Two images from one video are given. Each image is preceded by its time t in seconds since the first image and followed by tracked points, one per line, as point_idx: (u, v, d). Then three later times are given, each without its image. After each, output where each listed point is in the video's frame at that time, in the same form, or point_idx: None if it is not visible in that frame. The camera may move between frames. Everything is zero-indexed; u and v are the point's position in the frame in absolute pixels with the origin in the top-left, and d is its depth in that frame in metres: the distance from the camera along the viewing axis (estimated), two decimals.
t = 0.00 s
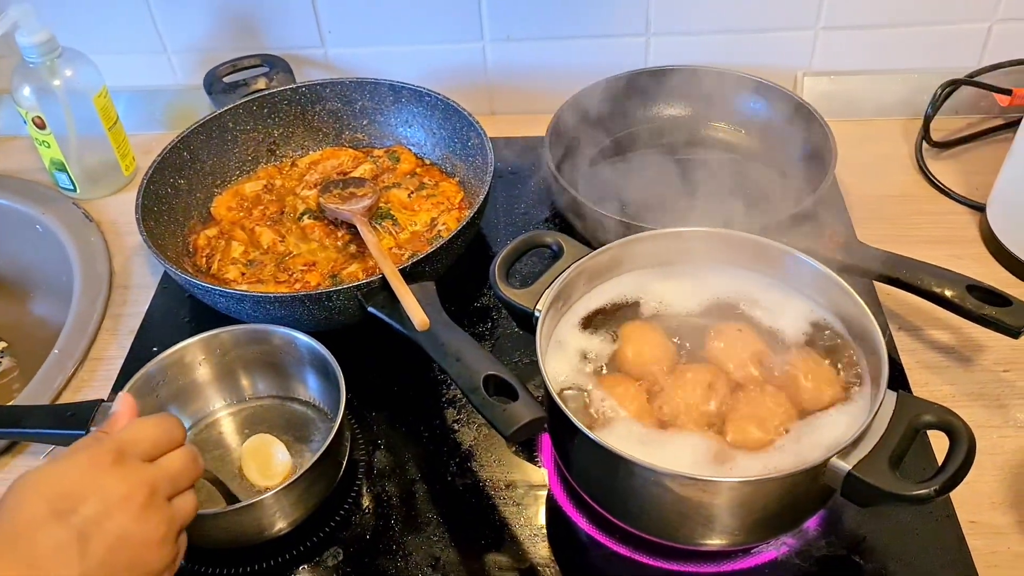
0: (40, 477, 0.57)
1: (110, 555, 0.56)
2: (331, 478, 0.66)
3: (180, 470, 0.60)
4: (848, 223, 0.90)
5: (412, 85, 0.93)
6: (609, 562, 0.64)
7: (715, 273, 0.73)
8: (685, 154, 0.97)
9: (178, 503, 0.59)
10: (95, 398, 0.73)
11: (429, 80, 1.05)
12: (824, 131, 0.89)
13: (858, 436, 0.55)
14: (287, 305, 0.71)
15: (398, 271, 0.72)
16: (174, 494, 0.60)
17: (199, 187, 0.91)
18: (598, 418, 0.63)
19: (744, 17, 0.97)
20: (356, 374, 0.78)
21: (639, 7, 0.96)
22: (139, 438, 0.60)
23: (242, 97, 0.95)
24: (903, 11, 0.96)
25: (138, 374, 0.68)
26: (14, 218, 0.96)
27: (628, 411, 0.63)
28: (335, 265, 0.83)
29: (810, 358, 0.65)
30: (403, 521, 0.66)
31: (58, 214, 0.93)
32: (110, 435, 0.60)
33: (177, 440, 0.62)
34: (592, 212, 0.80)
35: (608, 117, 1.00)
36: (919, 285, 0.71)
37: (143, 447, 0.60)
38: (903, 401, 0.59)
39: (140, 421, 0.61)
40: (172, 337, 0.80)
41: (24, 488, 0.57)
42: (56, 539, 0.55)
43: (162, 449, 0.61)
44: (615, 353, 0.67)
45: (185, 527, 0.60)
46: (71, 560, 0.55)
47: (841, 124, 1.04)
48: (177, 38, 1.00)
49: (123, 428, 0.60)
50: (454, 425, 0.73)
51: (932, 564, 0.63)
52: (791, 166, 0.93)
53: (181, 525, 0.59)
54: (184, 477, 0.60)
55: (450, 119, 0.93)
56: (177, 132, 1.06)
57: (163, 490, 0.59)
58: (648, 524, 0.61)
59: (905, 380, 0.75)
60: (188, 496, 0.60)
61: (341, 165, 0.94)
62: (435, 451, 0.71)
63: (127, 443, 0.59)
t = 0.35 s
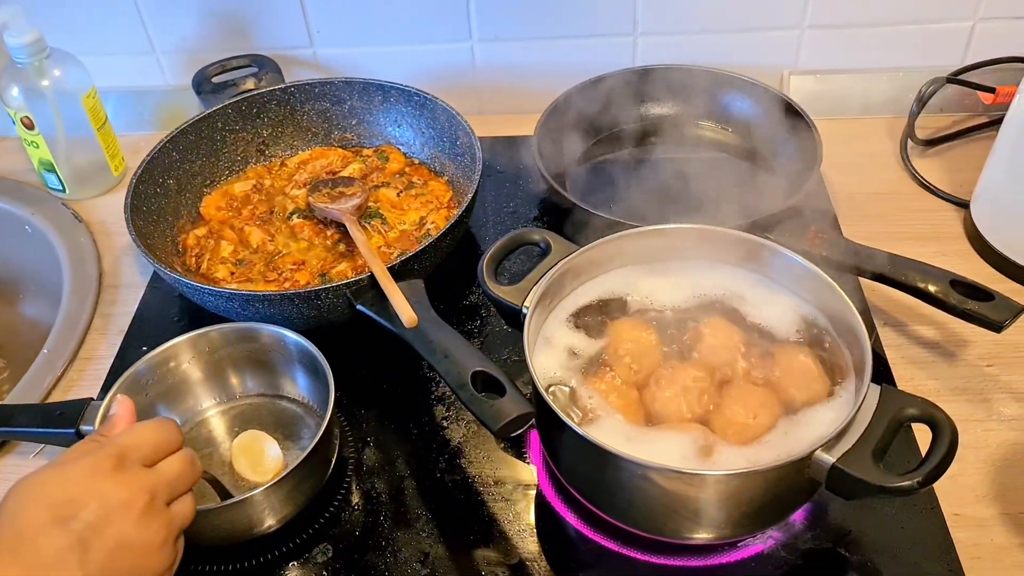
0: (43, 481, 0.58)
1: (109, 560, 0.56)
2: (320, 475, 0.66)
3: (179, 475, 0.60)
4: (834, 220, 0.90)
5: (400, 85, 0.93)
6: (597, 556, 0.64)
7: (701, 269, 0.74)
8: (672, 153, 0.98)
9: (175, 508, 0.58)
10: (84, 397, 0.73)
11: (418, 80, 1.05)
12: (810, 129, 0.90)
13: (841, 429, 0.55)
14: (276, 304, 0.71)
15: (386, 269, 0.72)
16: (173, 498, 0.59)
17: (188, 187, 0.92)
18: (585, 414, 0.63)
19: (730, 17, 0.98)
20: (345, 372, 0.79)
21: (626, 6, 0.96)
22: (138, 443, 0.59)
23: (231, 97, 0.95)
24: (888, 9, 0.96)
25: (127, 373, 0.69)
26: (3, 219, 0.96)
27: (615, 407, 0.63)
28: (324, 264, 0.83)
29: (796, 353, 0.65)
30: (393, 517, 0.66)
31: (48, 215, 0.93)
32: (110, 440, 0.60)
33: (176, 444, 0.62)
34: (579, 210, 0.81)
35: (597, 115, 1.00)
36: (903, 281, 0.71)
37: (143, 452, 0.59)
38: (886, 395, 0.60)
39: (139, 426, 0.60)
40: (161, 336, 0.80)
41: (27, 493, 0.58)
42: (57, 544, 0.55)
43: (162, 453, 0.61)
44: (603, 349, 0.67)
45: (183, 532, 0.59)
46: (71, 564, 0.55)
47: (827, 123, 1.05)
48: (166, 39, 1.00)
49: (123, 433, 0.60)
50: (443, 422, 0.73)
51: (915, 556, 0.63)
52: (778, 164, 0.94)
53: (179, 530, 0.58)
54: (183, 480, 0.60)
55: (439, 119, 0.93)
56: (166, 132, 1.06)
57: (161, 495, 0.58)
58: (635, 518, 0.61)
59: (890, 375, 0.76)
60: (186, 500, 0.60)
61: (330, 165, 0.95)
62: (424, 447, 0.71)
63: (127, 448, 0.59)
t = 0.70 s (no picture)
0: (36, 477, 0.57)
1: (103, 557, 0.56)
2: (313, 472, 0.66)
3: (173, 473, 0.60)
4: (824, 220, 0.91)
5: (394, 85, 0.94)
6: (589, 552, 0.65)
7: (692, 267, 0.74)
8: (665, 153, 0.98)
9: (170, 506, 0.59)
10: (78, 394, 0.73)
11: (412, 79, 1.06)
12: (801, 129, 0.90)
13: (830, 424, 0.56)
14: (270, 301, 0.72)
15: (380, 267, 0.72)
16: (166, 496, 0.60)
17: (182, 186, 0.92)
18: (576, 410, 0.64)
19: (723, 18, 0.98)
20: (339, 369, 0.79)
21: (618, 7, 0.97)
22: (133, 440, 0.60)
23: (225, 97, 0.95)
24: (878, 11, 0.97)
25: (120, 370, 0.69)
26: None
27: (606, 403, 0.63)
28: (318, 263, 0.84)
29: (785, 350, 0.66)
30: (385, 513, 0.67)
31: (41, 214, 0.93)
32: (105, 437, 0.60)
33: (170, 441, 0.62)
34: (572, 209, 0.82)
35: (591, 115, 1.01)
36: (892, 279, 0.72)
37: (137, 450, 0.60)
38: (875, 391, 0.60)
39: (133, 424, 0.60)
40: (155, 334, 0.81)
41: (18, 489, 0.57)
42: (51, 541, 0.55)
43: (155, 451, 0.61)
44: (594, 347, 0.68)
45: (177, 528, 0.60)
46: (66, 561, 0.55)
47: (818, 123, 1.05)
48: (160, 39, 1.00)
49: (118, 430, 0.60)
50: (436, 419, 0.74)
51: (904, 551, 0.64)
52: (769, 164, 0.95)
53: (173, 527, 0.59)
54: (177, 478, 0.60)
55: (432, 118, 0.93)
56: (160, 132, 1.06)
57: (156, 492, 0.59)
58: (625, 514, 0.61)
59: (879, 373, 0.77)
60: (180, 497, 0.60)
61: (324, 164, 0.95)
62: (417, 445, 0.72)
63: (122, 445, 0.59)
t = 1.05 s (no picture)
0: (16, 469, 0.57)
1: (81, 549, 0.56)
2: (304, 466, 0.66)
3: (156, 466, 0.60)
4: (819, 217, 0.91)
5: (389, 80, 0.93)
6: (581, 548, 0.64)
7: (686, 262, 0.74)
8: (660, 150, 0.98)
9: (152, 499, 0.58)
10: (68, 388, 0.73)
11: (407, 75, 1.05)
12: (797, 126, 0.90)
13: (823, 420, 0.56)
14: (262, 295, 0.71)
15: (372, 261, 0.72)
16: (149, 489, 0.59)
17: (175, 179, 0.91)
18: (569, 406, 0.63)
19: (718, 16, 0.98)
20: (331, 364, 0.79)
21: (614, 4, 0.97)
22: (116, 433, 0.59)
23: (219, 90, 0.95)
24: (874, 9, 0.97)
25: (111, 363, 0.69)
26: None
27: (599, 398, 0.63)
28: (311, 257, 0.83)
29: (779, 347, 0.65)
30: (377, 508, 0.66)
31: (33, 207, 0.93)
32: (87, 430, 0.60)
33: (154, 434, 0.61)
34: (566, 204, 0.81)
35: (586, 111, 1.01)
36: (886, 276, 0.72)
37: (120, 442, 0.59)
38: (869, 386, 0.60)
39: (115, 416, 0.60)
40: (146, 328, 0.80)
41: None
42: (28, 533, 0.55)
43: (138, 443, 0.60)
44: (587, 342, 0.68)
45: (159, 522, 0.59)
46: (43, 554, 0.54)
47: (813, 121, 1.05)
48: (154, 33, 1.00)
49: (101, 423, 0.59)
50: (428, 414, 0.73)
51: (897, 547, 0.64)
52: (764, 161, 0.95)
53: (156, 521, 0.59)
54: (160, 471, 0.60)
55: (427, 114, 0.93)
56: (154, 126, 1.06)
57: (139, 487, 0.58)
58: (618, 509, 0.61)
59: (873, 369, 0.76)
60: (163, 490, 0.60)
61: (318, 159, 0.95)
62: (409, 440, 0.71)
63: (104, 437, 0.59)
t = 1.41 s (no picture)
0: None
1: (21, 536, 0.53)
2: (298, 466, 0.66)
3: (93, 438, 0.57)
4: (812, 218, 0.91)
5: (383, 80, 0.94)
6: (574, 547, 0.64)
7: (679, 263, 0.74)
8: (654, 151, 0.98)
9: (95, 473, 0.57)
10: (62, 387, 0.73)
11: (402, 75, 1.06)
12: (790, 128, 0.91)
13: (814, 419, 0.56)
14: (256, 295, 0.71)
15: (366, 261, 0.72)
16: (90, 461, 0.57)
17: (169, 179, 0.92)
18: (562, 405, 0.64)
19: (712, 17, 0.99)
20: (326, 364, 0.79)
21: (608, 5, 0.97)
22: (45, 409, 0.55)
23: (213, 90, 0.95)
24: (867, 11, 0.98)
25: (106, 361, 0.68)
26: None
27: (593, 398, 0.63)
28: (305, 258, 0.83)
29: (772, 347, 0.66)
30: (370, 508, 0.67)
31: (28, 208, 0.93)
32: (15, 405, 0.55)
33: (90, 402, 0.58)
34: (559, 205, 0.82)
35: (580, 112, 1.01)
36: (878, 276, 0.72)
37: (49, 418, 0.55)
38: (859, 386, 0.60)
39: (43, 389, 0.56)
40: (141, 328, 0.80)
41: None
42: None
43: (72, 415, 0.57)
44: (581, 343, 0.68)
45: (110, 492, 0.58)
46: None
47: (807, 122, 1.06)
48: (149, 33, 1.00)
49: (27, 399, 0.55)
50: (421, 414, 0.74)
51: (888, 547, 0.64)
52: (758, 162, 0.95)
53: (101, 493, 0.57)
54: (101, 442, 0.57)
55: (421, 114, 0.93)
56: (150, 126, 1.06)
57: (76, 462, 0.56)
58: (610, 509, 0.61)
59: (865, 370, 0.77)
60: (107, 460, 0.58)
61: (313, 159, 0.95)
62: (402, 440, 0.72)
63: (31, 416, 0.54)
